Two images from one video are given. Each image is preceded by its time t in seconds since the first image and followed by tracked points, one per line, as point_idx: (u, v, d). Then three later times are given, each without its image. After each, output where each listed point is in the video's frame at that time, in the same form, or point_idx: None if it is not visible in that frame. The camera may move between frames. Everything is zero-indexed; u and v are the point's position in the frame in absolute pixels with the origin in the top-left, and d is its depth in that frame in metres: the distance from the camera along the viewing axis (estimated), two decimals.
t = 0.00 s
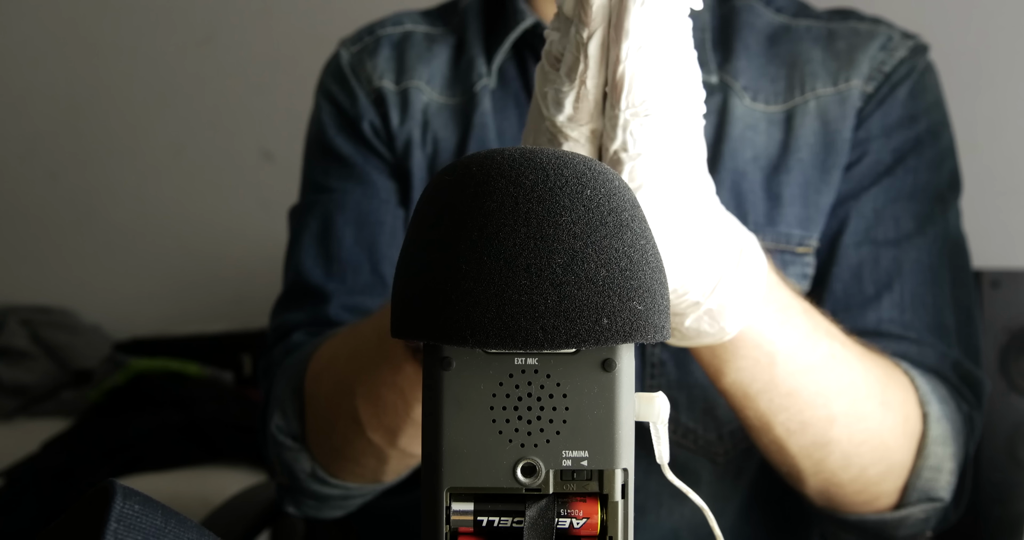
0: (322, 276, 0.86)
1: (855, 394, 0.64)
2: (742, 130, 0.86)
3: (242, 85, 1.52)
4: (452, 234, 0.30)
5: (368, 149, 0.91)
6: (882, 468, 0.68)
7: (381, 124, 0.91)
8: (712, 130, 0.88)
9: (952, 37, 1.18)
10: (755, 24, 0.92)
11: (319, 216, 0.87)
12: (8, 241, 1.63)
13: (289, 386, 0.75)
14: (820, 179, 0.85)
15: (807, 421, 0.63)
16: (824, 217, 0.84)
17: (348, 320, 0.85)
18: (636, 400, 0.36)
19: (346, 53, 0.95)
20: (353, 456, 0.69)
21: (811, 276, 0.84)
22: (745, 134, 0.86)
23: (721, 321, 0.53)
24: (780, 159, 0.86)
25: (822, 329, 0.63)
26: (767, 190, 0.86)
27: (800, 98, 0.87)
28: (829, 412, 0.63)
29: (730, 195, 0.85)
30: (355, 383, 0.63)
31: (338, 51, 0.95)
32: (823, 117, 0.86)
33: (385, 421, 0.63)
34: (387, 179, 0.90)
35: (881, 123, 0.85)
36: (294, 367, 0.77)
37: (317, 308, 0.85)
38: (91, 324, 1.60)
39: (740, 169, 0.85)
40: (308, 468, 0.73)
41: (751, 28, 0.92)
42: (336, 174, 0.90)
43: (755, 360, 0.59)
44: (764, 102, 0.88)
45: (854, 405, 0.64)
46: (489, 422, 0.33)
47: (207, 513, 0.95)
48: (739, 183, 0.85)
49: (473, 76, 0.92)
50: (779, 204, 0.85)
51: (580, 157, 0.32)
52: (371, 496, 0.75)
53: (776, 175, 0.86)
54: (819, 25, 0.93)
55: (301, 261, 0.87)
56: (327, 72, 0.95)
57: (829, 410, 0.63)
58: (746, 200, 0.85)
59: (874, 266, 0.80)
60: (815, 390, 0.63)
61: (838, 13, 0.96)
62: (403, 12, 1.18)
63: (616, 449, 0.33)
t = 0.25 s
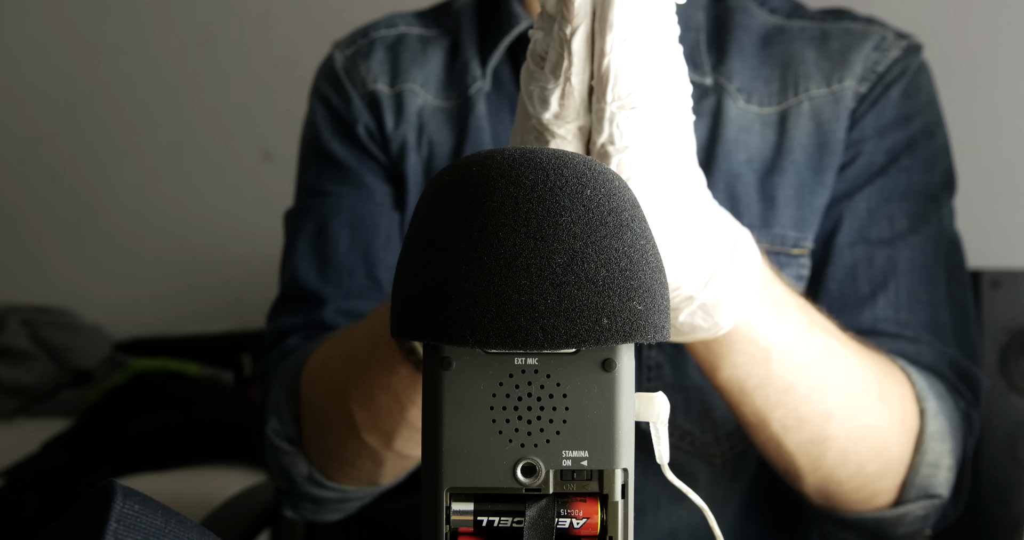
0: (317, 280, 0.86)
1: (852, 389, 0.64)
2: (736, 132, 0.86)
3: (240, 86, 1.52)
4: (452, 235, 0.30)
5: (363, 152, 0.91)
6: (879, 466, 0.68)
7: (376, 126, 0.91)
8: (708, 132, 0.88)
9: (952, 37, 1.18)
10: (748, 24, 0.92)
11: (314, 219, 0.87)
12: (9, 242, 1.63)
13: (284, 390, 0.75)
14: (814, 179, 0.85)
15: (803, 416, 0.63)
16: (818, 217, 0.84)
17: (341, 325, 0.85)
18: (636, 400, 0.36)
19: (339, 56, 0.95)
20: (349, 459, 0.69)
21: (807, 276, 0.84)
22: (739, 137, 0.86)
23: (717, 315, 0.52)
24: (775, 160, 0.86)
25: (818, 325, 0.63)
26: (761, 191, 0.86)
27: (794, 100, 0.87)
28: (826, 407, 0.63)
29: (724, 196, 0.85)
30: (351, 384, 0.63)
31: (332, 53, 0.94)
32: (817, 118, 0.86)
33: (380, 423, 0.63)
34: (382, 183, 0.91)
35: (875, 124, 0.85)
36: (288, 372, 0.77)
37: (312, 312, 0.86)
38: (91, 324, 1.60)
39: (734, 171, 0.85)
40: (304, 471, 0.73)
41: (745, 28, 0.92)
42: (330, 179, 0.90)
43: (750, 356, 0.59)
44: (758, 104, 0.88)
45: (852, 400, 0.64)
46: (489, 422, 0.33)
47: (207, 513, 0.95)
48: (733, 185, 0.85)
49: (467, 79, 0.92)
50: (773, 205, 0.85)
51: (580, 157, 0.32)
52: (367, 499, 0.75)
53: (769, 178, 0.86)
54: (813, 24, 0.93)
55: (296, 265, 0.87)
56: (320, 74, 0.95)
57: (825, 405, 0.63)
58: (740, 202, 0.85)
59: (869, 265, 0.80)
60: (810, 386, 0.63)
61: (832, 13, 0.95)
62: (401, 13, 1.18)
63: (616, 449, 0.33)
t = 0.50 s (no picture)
0: (313, 283, 0.86)
1: (842, 384, 0.65)
2: (729, 133, 0.86)
3: (239, 86, 1.52)
4: (452, 234, 0.30)
5: (358, 154, 0.91)
6: (871, 462, 0.68)
7: (370, 129, 0.91)
8: (702, 133, 0.88)
9: (951, 37, 1.18)
10: (741, 26, 0.92)
11: (310, 223, 0.87)
12: (9, 242, 1.63)
13: (282, 391, 0.75)
14: (806, 180, 0.85)
15: (795, 412, 0.63)
16: (809, 216, 0.84)
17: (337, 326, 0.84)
18: (636, 400, 0.36)
19: (333, 60, 0.95)
20: (346, 459, 0.69)
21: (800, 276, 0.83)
22: (732, 137, 0.86)
23: (707, 311, 0.52)
24: (767, 161, 0.86)
25: (807, 321, 0.63)
26: (754, 191, 0.86)
27: (785, 101, 0.87)
28: (816, 404, 0.63)
29: (717, 197, 0.85)
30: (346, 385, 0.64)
31: (326, 56, 0.95)
32: (809, 118, 0.86)
33: (375, 423, 0.63)
34: (377, 185, 0.91)
35: (866, 125, 0.85)
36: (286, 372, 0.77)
37: (307, 315, 0.85)
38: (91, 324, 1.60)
39: (728, 171, 0.85)
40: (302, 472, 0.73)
41: (737, 29, 0.92)
42: (326, 181, 0.90)
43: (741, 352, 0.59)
44: (750, 105, 0.88)
45: (841, 396, 0.64)
46: (489, 422, 0.33)
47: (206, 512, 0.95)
48: (727, 186, 0.85)
49: (461, 81, 0.92)
50: (766, 206, 0.85)
51: (580, 157, 0.32)
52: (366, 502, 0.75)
53: (761, 178, 0.86)
54: (805, 25, 0.93)
55: (292, 269, 0.86)
56: (315, 77, 0.95)
57: (816, 402, 0.63)
58: (733, 201, 0.85)
59: (859, 263, 0.80)
60: (801, 382, 0.63)
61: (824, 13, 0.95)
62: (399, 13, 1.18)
63: (616, 449, 0.33)
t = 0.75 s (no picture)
0: (309, 288, 0.86)
1: (842, 382, 0.65)
2: (724, 134, 0.87)
3: (238, 86, 1.52)
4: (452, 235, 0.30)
5: (355, 159, 0.91)
6: (868, 460, 0.68)
7: (366, 132, 0.91)
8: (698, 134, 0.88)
9: (950, 37, 1.18)
10: (735, 27, 0.92)
11: (305, 228, 0.87)
12: (8, 242, 1.63)
13: (277, 396, 0.75)
14: (802, 180, 0.85)
15: (795, 409, 0.63)
16: (807, 217, 0.84)
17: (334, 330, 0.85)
18: (636, 400, 0.36)
19: (328, 63, 0.95)
20: (342, 462, 0.69)
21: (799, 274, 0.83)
22: (728, 138, 0.87)
23: (711, 307, 0.52)
24: (763, 161, 0.86)
25: (808, 318, 0.63)
26: (751, 192, 0.86)
27: (780, 101, 0.87)
28: (817, 401, 0.63)
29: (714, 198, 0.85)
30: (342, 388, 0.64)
31: (321, 61, 0.94)
32: (803, 119, 0.86)
33: (372, 426, 0.63)
34: (372, 189, 0.91)
35: (861, 125, 0.85)
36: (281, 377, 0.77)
37: (304, 318, 0.85)
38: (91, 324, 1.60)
39: (723, 172, 0.86)
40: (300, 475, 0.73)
41: (732, 30, 0.92)
42: (321, 186, 0.89)
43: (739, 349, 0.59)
44: (745, 106, 0.88)
45: (841, 393, 0.64)
46: (489, 422, 0.33)
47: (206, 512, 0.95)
48: (723, 187, 0.85)
49: (456, 84, 0.93)
50: (762, 206, 0.85)
51: (580, 157, 0.32)
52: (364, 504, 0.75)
53: (757, 178, 0.86)
54: (799, 26, 0.93)
55: (288, 274, 0.86)
56: (310, 81, 0.95)
57: (817, 398, 0.63)
58: (731, 202, 0.85)
59: (855, 263, 0.80)
60: (802, 379, 0.62)
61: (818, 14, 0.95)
62: (398, 14, 1.18)
63: (616, 449, 0.33)
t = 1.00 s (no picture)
0: (307, 293, 0.86)
1: (831, 382, 0.65)
2: (719, 134, 0.86)
3: (237, 87, 1.52)
4: (452, 234, 0.30)
5: (351, 164, 0.91)
6: (861, 459, 0.68)
7: (361, 135, 0.91)
8: (692, 134, 0.87)
9: (949, 38, 1.18)
10: (729, 28, 0.92)
11: (302, 232, 0.87)
12: (9, 242, 1.63)
13: (278, 402, 0.75)
14: (796, 180, 0.84)
15: (786, 410, 0.63)
16: (801, 217, 0.84)
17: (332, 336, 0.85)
18: (636, 400, 0.36)
19: (323, 67, 0.95)
20: (343, 467, 0.69)
21: (793, 275, 0.84)
22: (723, 138, 0.86)
23: (699, 310, 0.53)
24: (757, 162, 0.86)
25: (797, 320, 0.63)
26: (746, 193, 0.85)
27: (774, 101, 0.87)
28: (805, 401, 0.63)
29: (709, 199, 0.85)
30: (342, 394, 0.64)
31: (316, 65, 0.95)
32: (797, 119, 0.85)
33: (373, 433, 0.64)
34: (368, 193, 0.90)
35: (854, 126, 0.85)
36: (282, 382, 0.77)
37: (303, 323, 0.86)
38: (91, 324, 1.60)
39: (718, 173, 0.85)
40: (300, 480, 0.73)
41: (725, 31, 0.92)
42: (319, 190, 0.90)
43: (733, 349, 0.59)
44: (740, 106, 0.88)
45: (828, 393, 0.64)
46: (489, 422, 0.33)
47: (206, 512, 0.95)
48: (718, 188, 0.85)
49: (451, 85, 0.92)
50: (758, 207, 0.85)
51: (579, 157, 0.32)
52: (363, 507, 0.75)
53: (752, 178, 0.85)
54: (793, 26, 0.93)
55: (286, 281, 0.87)
56: (306, 86, 0.96)
57: (806, 398, 0.63)
58: (726, 204, 0.85)
59: (849, 264, 0.80)
60: (792, 379, 0.63)
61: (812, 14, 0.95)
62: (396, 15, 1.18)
63: (616, 449, 0.33)
